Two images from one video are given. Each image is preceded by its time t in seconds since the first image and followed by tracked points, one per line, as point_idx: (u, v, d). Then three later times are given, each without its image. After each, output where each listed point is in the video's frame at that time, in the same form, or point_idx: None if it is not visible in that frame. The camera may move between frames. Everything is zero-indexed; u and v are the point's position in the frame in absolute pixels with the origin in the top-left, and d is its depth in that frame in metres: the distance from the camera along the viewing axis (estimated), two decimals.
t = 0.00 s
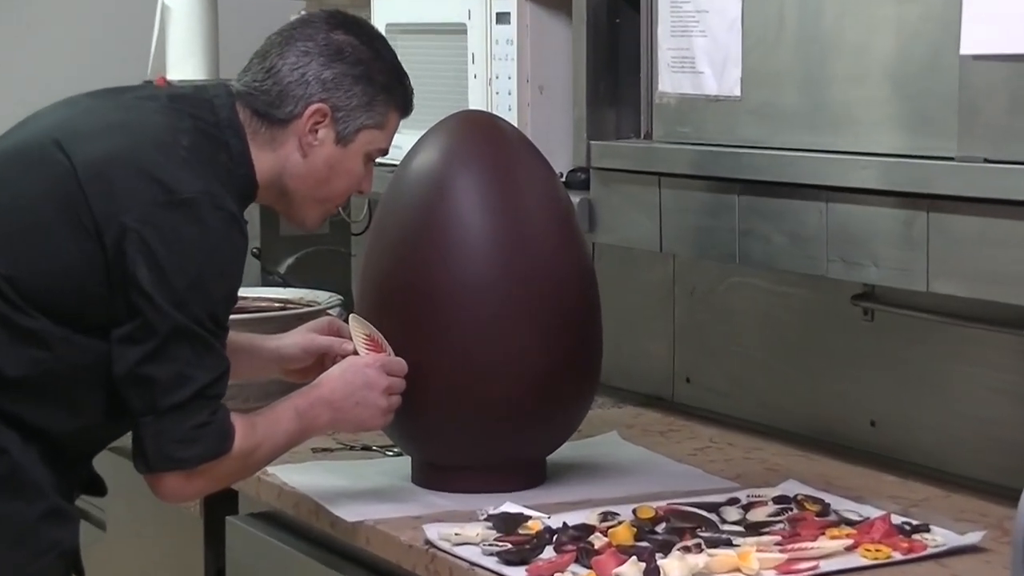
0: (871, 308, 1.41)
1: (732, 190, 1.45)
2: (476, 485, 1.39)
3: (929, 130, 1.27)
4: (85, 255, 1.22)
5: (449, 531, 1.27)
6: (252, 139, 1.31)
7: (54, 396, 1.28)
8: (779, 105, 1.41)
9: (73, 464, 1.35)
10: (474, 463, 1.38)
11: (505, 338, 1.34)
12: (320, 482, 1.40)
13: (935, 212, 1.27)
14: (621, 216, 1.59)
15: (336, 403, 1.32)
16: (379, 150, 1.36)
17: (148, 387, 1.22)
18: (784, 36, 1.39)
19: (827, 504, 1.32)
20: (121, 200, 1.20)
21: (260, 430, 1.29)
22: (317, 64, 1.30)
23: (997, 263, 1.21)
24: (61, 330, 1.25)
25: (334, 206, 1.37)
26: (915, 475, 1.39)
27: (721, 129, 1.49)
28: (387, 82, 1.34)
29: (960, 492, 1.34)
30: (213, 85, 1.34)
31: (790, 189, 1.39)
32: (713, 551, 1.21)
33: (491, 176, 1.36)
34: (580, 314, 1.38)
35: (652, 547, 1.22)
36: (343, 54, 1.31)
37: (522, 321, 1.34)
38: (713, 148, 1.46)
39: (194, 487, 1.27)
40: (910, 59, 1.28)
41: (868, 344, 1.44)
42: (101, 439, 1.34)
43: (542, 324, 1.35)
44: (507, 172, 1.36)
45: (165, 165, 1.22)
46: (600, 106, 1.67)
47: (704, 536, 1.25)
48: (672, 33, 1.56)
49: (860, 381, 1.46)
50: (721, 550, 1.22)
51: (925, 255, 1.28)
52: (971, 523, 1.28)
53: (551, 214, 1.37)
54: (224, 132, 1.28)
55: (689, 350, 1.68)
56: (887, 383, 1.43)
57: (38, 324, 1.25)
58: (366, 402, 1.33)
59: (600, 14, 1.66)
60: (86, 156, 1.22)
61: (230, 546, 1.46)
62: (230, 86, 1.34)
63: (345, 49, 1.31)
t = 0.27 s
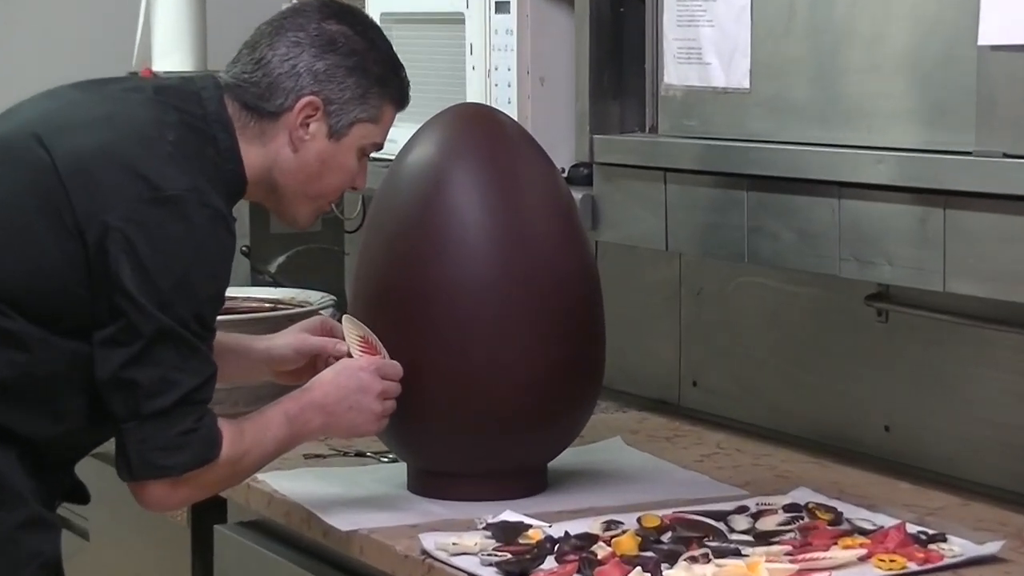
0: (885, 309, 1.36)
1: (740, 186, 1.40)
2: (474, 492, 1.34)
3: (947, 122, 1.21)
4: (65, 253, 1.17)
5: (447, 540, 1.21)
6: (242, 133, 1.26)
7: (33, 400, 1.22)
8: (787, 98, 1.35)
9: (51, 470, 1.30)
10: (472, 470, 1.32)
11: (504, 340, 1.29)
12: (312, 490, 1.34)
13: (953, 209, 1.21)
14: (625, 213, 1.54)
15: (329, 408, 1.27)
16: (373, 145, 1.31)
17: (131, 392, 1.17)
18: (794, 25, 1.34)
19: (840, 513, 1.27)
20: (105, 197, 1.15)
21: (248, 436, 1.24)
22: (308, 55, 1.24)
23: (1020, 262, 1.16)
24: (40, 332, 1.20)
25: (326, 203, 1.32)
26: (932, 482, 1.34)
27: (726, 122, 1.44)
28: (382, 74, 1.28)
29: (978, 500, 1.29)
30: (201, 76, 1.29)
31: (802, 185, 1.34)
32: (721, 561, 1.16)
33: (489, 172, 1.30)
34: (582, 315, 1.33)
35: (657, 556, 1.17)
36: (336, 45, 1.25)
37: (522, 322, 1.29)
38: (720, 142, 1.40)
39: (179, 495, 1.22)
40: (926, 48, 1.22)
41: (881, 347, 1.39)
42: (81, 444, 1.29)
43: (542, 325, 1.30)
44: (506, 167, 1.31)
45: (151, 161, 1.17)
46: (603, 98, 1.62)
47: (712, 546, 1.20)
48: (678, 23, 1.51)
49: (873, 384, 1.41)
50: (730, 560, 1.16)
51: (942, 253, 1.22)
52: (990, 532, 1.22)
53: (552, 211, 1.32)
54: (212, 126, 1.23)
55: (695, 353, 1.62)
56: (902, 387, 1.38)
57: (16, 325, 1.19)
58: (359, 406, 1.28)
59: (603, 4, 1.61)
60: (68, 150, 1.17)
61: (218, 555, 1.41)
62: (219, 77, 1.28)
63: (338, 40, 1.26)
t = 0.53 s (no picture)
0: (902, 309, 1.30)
1: (751, 181, 1.34)
2: (471, 501, 1.28)
3: (969, 112, 1.15)
4: (42, 252, 1.11)
5: (442, 551, 1.15)
6: (227, 125, 1.19)
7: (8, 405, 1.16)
8: (799, 87, 1.29)
9: (29, 478, 1.24)
10: (469, 477, 1.27)
11: (503, 342, 1.23)
12: (301, 499, 1.28)
13: (976, 204, 1.15)
14: (629, 209, 1.48)
15: (319, 414, 1.21)
16: (365, 139, 1.24)
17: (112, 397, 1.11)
18: (808, 11, 1.27)
19: (855, 523, 1.20)
20: (83, 192, 1.09)
21: (233, 443, 1.18)
22: (298, 44, 1.18)
23: None
24: (17, 334, 1.14)
25: (316, 199, 1.25)
26: (952, 490, 1.28)
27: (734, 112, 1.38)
28: (375, 64, 1.22)
29: (1001, 510, 1.23)
30: (185, 65, 1.22)
31: (815, 179, 1.28)
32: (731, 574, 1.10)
33: (488, 166, 1.24)
34: (584, 316, 1.27)
35: (664, 569, 1.11)
36: (328, 34, 1.19)
37: (522, 324, 1.23)
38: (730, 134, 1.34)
39: (162, 505, 1.16)
40: (948, 33, 1.16)
41: (898, 348, 1.33)
42: (60, 451, 1.23)
43: (543, 327, 1.24)
44: (506, 161, 1.25)
45: (132, 155, 1.11)
46: (607, 89, 1.56)
47: (721, 557, 1.14)
48: (685, 9, 1.44)
49: (890, 387, 1.35)
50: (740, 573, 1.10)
51: (964, 251, 1.16)
52: (1013, 544, 1.16)
53: (553, 207, 1.26)
54: (196, 118, 1.17)
55: (703, 355, 1.56)
56: (920, 391, 1.32)
57: None
58: (351, 411, 1.22)
59: None
60: (45, 143, 1.11)
61: (204, 566, 1.35)
62: (204, 65, 1.22)
63: (330, 28, 1.19)
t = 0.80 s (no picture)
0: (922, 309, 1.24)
1: (762, 174, 1.28)
2: (469, 510, 1.22)
3: (992, 101, 1.09)
4: (16, 250, 1.05)
5: (437, 563, 1.09)
6: (212, 117, 1.13)
7: None
8: (812, 76, 1.23)
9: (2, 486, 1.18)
10: (466, 486, 1.21)
11: (502, 344, 1.17)
12: (291, 508, 1.23)
13: (1000, 198, 1.09)
14: (635, 205, 1.42)
15: (308, 420, 1.15)
16: (357, 131, 1.19)
17: (90, 403, 1.05)
18: None
19: (871, 533, 1.14)
20: (60, 187, 1.03)
21: (217, 452, 1.12)
22: (286, 31, 1.12)
23: None
24: None
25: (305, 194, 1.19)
26: (976, 501, 1.22)
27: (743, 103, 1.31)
28: (367, 52, 1.16)
29: None
30: (167, 52, 1.16)
31: (831, 172, 1.22)
32: None
33: (486, 158, 1.18)
34: (587, 316, 1.21)
35: None
36: (317, 20, 1.13)
37: (522, 325, 1.17)
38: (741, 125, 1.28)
39: (143, 516, 1.10)
40: (969, 17, 1.10)
41: (917, 350, 1.27)
42: (35, 458, 1.17)
43: (544, 327, 1.18)
44: (504, 153, 1.19)
45: (112, 147, 1.05)
46: (612, 78, 1.51)
47: (731, 570, 1.08)
48: None
49: (908, 391, 1.29)
50: None
51: (988, 248, 1.10)
52: None
53: (555, 201, 1.20)
54: (179, 109, 1.11)
55: (711, 357, 1.50)
56: (942, 396, 1.26)
57: None
58: (341, 417, 1.16)
59: None
60: (20, 135, 1.05)
61: None
62: (186, 53, 1.16)
63: (319, 14, 1.13)
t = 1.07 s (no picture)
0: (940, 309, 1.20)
1: (772, 169, 1.23)
2: (467, 518, 1.17)
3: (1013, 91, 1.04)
4: None
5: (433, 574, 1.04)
6: (198, 109, 1.07)
7: None
8: (825, 66, 1.18)
9: None
10: (465, 494, 1.16)
11: (502, 346, 1.12)
12: (281, 517, 1.18)
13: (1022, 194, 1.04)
14: (640, 201, 1.37)
15: (297, 426, 1.11)
16: (350, 124, 1.12)
17: (70, 408, 1.00)
18: None
19: (886, 543, 1.09)
20: (39, 182, 0.98)
21: (203, 459, 1.08)
22: (275, 20, 1.06)
23: None
24: None
25: (296, 190, 1.13)
26: (999, 511, 1.18)
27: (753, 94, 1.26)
28: (361, 42, 1.10)
29: None
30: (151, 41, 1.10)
31: (844, 166, 1.17)
32: None
33: (485, 153, 1.14)
34: (591, 317, 1.16)
35: None
36: (309, 8, 1.07)
37: (523, 326, 1.13)
38: (751, 118, 1.23)
39: (125, 525, 1.06)
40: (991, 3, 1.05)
41: (934, 352, 1.23)
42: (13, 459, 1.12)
43: (546, 329, 1.13)
44: (504, 147, 1.14)
45: (95, 141, 1.00)
46: (616, 68, 1.46)
47: None
48: None
49: (926, 394, 1.24)
50: None
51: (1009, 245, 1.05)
52: None
53: (557, 197, 1.15)
54: (164, 102, 1.05)
55: (719, 359, 1.45)
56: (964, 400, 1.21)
57: None
58: (332, 423, 1.12)
59: None
60: None
61: None
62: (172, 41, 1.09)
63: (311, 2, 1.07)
